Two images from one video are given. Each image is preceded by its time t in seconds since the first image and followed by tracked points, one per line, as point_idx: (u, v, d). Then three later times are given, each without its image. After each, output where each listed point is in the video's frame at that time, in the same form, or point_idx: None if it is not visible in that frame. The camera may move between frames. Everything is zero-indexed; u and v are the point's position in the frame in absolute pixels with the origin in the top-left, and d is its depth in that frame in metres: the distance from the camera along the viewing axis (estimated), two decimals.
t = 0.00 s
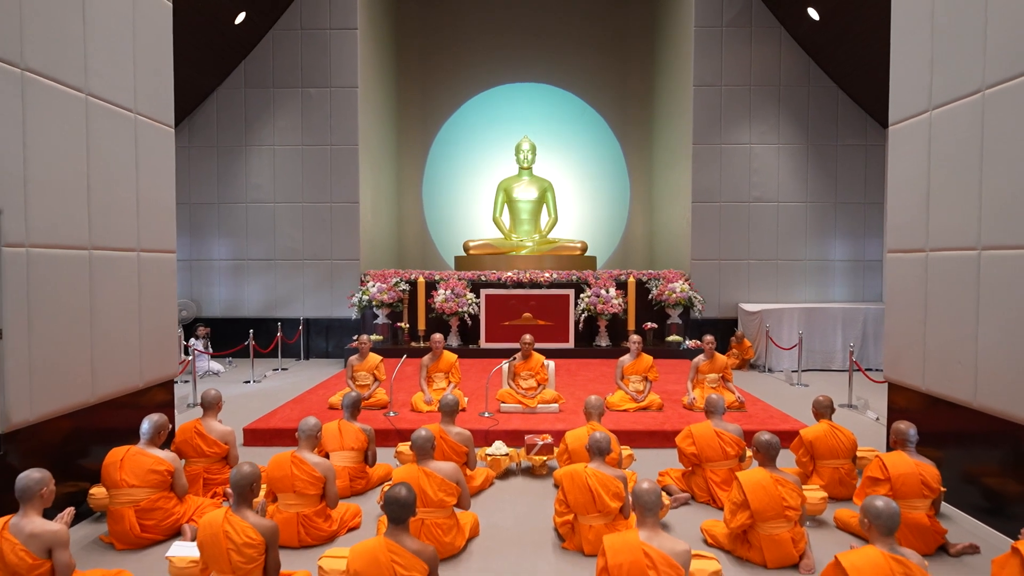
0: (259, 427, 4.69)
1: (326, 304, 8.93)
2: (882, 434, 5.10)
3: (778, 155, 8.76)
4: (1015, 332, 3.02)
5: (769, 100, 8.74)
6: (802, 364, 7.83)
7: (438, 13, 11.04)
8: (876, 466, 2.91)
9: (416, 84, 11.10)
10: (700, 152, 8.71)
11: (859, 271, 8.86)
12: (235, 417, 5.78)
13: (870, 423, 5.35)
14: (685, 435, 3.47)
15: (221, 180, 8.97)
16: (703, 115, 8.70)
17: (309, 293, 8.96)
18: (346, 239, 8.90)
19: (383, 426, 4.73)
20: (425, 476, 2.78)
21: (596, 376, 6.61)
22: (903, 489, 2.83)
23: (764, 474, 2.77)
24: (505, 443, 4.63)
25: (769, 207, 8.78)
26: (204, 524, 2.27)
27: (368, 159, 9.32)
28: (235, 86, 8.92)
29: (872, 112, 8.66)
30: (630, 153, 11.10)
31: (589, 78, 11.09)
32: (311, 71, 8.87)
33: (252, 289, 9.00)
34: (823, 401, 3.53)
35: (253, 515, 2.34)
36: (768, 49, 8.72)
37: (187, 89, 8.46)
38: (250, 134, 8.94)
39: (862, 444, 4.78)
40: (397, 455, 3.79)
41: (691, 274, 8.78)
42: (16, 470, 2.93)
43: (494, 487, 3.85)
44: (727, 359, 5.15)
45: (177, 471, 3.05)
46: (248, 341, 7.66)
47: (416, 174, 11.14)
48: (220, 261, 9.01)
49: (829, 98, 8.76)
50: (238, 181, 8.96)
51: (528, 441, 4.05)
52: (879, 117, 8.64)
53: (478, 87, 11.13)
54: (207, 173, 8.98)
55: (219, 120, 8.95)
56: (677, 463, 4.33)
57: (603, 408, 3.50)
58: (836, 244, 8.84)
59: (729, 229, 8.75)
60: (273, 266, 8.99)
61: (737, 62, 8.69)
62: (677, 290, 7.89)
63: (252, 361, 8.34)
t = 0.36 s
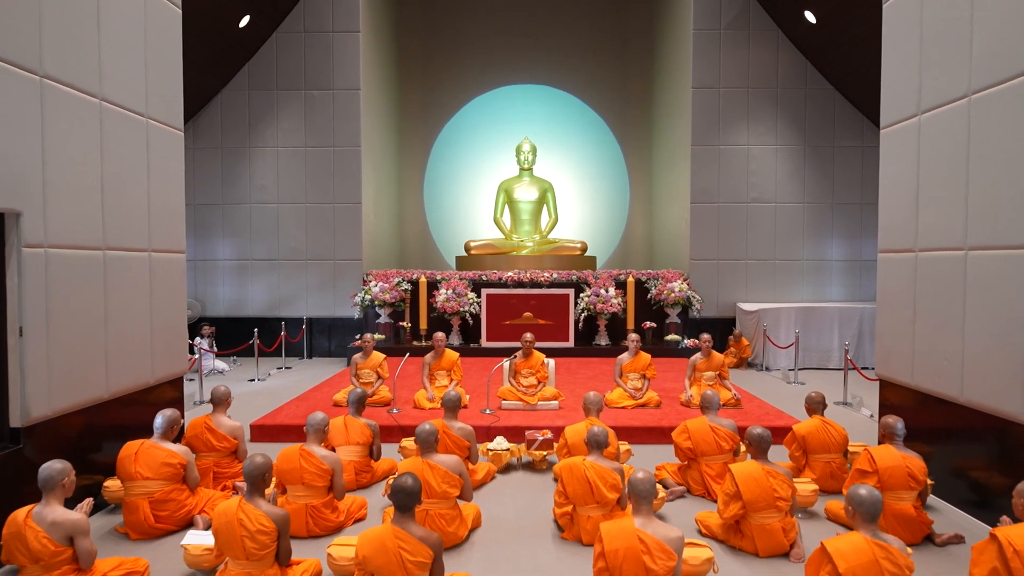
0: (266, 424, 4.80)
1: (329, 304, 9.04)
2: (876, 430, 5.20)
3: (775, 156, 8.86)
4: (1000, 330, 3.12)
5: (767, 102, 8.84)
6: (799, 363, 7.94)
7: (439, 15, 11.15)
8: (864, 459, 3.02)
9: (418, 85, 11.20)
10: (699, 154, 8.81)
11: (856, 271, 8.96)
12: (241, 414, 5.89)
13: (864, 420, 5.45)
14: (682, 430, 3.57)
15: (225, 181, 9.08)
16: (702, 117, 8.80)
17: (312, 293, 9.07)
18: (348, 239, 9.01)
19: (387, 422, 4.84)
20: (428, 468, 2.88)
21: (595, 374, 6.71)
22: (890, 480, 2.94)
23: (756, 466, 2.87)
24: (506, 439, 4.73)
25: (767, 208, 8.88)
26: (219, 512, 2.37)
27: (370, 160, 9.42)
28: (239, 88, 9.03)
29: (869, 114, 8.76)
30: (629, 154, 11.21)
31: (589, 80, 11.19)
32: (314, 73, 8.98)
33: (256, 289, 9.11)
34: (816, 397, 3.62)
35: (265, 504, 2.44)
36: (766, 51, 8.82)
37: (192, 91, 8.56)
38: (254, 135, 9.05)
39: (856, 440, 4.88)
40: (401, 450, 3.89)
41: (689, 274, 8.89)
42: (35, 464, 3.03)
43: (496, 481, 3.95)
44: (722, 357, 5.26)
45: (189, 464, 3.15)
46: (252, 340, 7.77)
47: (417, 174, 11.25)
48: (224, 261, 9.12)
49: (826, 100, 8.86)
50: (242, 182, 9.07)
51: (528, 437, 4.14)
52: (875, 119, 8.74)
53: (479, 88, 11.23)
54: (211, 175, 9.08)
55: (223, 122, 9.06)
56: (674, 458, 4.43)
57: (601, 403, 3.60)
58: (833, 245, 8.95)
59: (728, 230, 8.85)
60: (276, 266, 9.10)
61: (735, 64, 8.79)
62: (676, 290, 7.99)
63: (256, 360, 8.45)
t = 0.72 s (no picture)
0: (272, 420, 4.90)
1: (333, 303, 9.16)
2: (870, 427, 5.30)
3: (773, 157, 8.96)
4: (986, 327, 3.22)
5: (765, 103, 8.94)
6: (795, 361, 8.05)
7: (441, 17, 11.25)
8: (854, 453, 3.12)
9: (419, 87, 11.31)
10: (698, 155, 8.92)
11: (853, 271, 9.07)
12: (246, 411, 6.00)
13: (859, 417, 5.55)
14: (678, 425, 3.67)
15: (229, 182, 9.19)
16: (701, 119, 8.91)
17: (315, 292, 9.18)
18: (351, 239, 9.12)
19: (391, 418, 4.94)
20: (433, 460, 2.99)
21: (595, 372, 6.81)
22: (879, 472, 3.04)
23: (749, 459, 2.97)
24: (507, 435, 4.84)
25: (765, 208, 8.98)
26: (233, 500, 2.47)
27: (373, 161, 9.53)
28: (243, 90, 9.15)
29: (865, 116, 8.86)
30: (629, 154, 11.31)
31: (589, 81, 11.29)
32: (317, 75, 9.08)
33: (260, 288, 9.22)
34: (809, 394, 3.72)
35: (277, 492, 2.54)
36: (764, 53, 8.92)
37: (196, 93, 8.67)
38: (258, 137, 9.16)
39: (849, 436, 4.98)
40: (405, 445, 4.00)
41: (688, 274, 9.00)
42: (53, 457, 3.13)
43: (497, 475, 4.05)
44: (720, 355, 5.35)
45: (201, 457, 3.26)
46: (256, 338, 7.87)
47: (419, 175, 11.34)
48: (228, 261, 9.23)
49: (823, 101, 8.96)
50: (246, 183, 9.18)
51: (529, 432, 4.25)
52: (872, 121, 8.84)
53: (480, 90, 11.34)
54: (216, 175, 9.20)
55: (227, 123, 9.18)
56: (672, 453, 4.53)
57: (599, 399, 3.70)
58: (830, 245, 9.05)
59: (726, 230, 8.96)
60: (280, 265, 9.21)
61: (734, 66, 8.89)
62: (675, 289, 8.10)
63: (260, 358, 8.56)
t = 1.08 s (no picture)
0: (279, 416, 5.02)
1: (336, 302, 9.27)
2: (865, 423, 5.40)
3: (771, 158, 9.07)
4: (973, 325, 3.33)
5: (763, 105, 9.05)
6: (793, 360, 8.15)
7: (443, 19, 11.36)
8: (844, 447, 3.22)
9: (421, 88, 11.41)
10: (697, 156, 9.02)
11: (850, 271, 9.17)
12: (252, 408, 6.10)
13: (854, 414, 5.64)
14: (674, 421, 3.78)
15: (234, 183, 9.31)
16: (700, 120, 9.01)
17: (319, 291, 9.29)
18: (354, 239, 9.23)
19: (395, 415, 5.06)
20: (437, 453, 3.09)
21: (595, 370, 6.92)
22: (868, 465, 3.15)
23: (742, 451, 3.08)
24: (508, 430, 4.95)
25: (763, 209, 9.09)
26: (247, 490, 2.58)
27: (375, 161, 9.64)
28: (248, 91, 9.27)
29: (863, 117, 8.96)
30: (629, 155, 11.42)
31: (590, 83, 11.39)
32: (321, 77, 9.20)
33: (264, 288, 9.33)
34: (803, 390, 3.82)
35: (289, 482, 2.64)
36: (763, 55, 9.02)
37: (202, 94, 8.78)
38: (262, 138, 9.28)
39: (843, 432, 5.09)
40: (409, 439, 4.12)
41: (687, 274, 9.11)
42: (71, 450, 3.25)
43: (499, 469, 4.16)
44: (718, 353, 5.45)
45: (213, 450, 3.36)
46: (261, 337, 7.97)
47: (420, 176, 11.45)
48: (233, 261, 9.35)
49: (821, 103, 9.07)
50: (251, 183, 9.30)
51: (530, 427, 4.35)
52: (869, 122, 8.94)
53: (481, 91, 11.44)
54: (222, 176, 9.31)
55: (232, 124, 9.29)
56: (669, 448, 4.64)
57: (599, 395, 3.81)
58: (827, 245, 9.15)
59: (724, 230, 9.06)
60: (284, 265, 9.32)
61: (733, 68, 9.00)
62: (674, 289, 8.20)
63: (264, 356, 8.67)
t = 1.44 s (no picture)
0: (284, 413, 5.11)
1: (338, 301, 9.37)
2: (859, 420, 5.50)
3: (769, 159, 9.17)
4: (960, 323, 3.43)
5: (761, 106, 9.14)
6: (790, 359, 8.25)
7: (444, 21, 11.46)
8: (835, 440, 3.32)
9: (423, 89, 11.51)
10: (695, 157, 9.12)
11: (847, 270, 9.27)
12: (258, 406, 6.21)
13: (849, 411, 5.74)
14: (671, 416, 3.88)
15: (238, 184, 9.42)
16: (698, 122, 9.12)
17: (321, 291, 9.39)
18: (357, 239, 9.34)
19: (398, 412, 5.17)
20: (440, 446, 3.19)
21: (594, 368, 7.02)
22: (857, 458, 3.25)
23: (736, 445, 3.17)
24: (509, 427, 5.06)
25: (761, 210, 9.18)
26: (258, 480, 2.68)
27: (377, 162, 9.74)
28: (251, 93, 9.38)
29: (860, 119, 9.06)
30: (628, 156, 11.52)
31: (590, 84, 11.49)
32: (324, 79, 9.30)
33: (268, 287, 9.44)
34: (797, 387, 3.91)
35: (298, 473, 2.75)
36: (761, 57, 9.12)
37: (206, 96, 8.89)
38: (266, 139, 9.38)
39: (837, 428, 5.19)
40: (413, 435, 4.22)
41: (686, 273, 9.21)
42: (86, 444, 3.35)
43: (500, 464, 4.26)
44: (715, 351, 5.54)
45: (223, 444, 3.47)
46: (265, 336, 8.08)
47: (422, 176, 11.54)
48: (237, 261, 9.45)
49: (818, 105, 9.17)
50: (255, 184, 9.41)
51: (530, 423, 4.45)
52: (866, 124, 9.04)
53: (482, 92, 11.54)
54: (226, 177, 9.42)
55: (236, 126, 9.40)
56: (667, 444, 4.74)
57: (597, 391, 3.91)
58: (825, 245, 9.25)
59: (723, 230, 9.16)
60: (288, 265, 9.42)
61: (731, 70, 9.10)
62: (673, 288, 8.30)
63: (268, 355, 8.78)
